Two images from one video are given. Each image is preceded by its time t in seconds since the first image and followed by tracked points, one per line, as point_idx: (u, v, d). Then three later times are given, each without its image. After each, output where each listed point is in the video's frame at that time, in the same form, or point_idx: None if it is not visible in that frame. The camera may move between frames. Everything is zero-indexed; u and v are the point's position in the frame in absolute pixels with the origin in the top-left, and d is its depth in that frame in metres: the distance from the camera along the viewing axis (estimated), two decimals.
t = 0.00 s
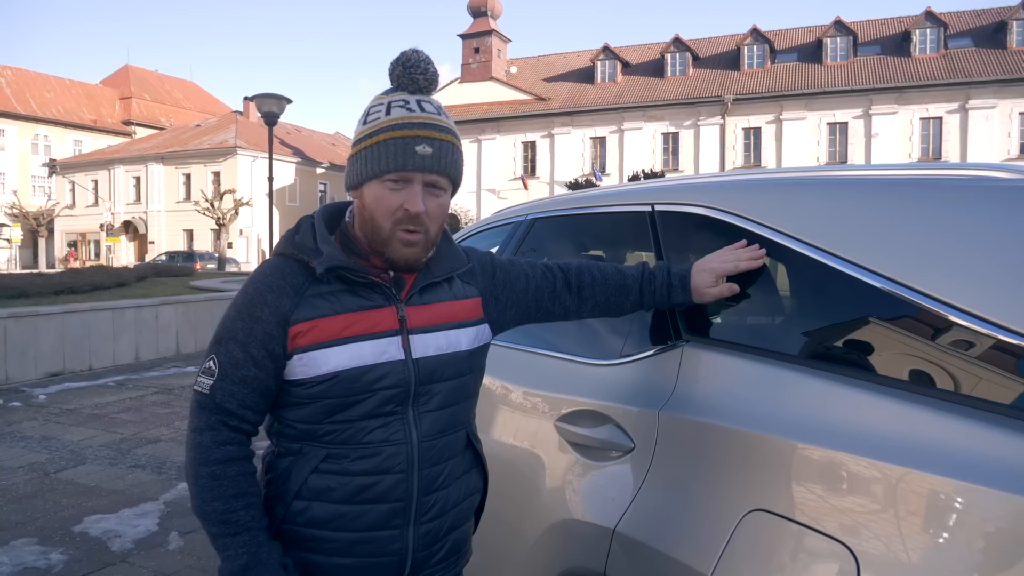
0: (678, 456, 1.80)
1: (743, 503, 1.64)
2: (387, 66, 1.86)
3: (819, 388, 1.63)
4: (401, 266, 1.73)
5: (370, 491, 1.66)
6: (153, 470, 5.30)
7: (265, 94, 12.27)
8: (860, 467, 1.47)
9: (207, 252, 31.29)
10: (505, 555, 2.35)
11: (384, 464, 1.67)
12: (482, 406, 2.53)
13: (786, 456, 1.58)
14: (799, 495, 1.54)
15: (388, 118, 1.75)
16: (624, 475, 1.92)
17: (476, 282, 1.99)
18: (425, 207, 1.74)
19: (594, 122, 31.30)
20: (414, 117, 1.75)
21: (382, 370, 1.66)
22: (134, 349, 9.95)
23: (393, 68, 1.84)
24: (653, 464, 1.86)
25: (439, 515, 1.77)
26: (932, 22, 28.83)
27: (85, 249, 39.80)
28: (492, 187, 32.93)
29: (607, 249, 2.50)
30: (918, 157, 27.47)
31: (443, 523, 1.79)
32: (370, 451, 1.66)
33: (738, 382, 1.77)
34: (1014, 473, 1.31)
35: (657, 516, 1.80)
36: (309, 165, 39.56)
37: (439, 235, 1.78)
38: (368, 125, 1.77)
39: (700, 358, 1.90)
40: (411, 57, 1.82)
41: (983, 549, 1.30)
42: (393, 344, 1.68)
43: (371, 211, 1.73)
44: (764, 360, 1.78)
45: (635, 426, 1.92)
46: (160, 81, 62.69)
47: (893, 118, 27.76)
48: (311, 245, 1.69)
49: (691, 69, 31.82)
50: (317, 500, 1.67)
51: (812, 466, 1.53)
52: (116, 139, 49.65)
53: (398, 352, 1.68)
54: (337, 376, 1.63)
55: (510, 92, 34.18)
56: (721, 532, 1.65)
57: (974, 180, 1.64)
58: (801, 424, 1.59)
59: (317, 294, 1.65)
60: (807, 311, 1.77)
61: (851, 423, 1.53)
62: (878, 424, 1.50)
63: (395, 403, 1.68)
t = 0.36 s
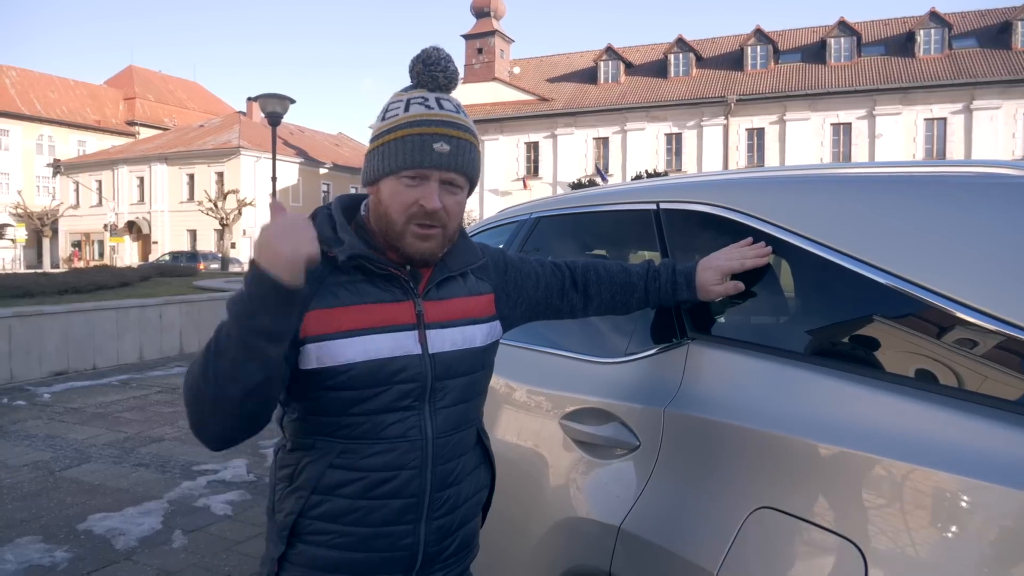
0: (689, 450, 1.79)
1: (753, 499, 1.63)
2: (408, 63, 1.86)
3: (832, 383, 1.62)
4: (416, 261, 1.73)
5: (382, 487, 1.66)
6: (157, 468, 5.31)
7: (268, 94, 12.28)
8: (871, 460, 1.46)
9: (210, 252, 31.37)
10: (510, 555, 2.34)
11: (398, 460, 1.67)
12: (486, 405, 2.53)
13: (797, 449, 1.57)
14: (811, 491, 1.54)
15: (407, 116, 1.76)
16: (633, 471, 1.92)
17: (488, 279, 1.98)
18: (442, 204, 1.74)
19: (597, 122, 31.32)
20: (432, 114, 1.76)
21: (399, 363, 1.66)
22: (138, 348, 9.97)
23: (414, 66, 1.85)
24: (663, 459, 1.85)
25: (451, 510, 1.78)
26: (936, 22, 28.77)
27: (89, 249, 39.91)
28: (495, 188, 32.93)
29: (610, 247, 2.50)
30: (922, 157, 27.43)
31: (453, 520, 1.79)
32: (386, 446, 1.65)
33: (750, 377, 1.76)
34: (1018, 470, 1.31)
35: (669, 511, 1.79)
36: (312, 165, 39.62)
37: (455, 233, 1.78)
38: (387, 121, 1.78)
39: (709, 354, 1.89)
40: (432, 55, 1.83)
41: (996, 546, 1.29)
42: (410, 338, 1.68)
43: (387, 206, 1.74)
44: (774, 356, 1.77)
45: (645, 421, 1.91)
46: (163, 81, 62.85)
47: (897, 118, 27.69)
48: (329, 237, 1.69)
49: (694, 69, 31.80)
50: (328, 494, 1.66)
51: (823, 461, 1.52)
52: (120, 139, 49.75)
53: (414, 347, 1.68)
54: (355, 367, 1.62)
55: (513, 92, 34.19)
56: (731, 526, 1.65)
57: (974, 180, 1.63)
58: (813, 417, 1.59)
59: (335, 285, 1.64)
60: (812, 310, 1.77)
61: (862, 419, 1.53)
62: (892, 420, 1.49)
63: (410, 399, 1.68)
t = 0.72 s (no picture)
0: (700, 448, 1.79)
1: (763, 495, 1.63)
2: (427, 62, 1.86)
3: (842, 381, 1.61)
4: (431, 259, 1.74)
5: (392, 484, 1.67)
6: (163, 466, 5.33)
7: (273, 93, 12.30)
8: (881, 456, 1.46)
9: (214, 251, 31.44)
10: (516, 554, 2.35)
11: (409, 458, 1.67)
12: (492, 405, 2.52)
13: (807, 447, 1.57)
14: (818, 486, 1.54)
15: (424, 114, 1.76)
16: (641, 469, 1.92)
17: (499, 278, 1.98)
18: (458, 203, 1.75)
19: (601, 122, 31.31)
20: (450, 114, 1.76)
21: (414, 363, 1.67)
22: (143, 346, 10.00)
23: (433, 64, 1.85)
24: (672, 457, 1.85)
25: (459, 508, 1.78)
26: (942, 21, 28.69)
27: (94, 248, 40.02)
28: (499, 187, 32.92)
29: (614, 246, 2.50)
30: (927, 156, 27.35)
31: (462, 517, 1.79)
32: (396, 443, 1.66)
33: (759, 377, 1.75)
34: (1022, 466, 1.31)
35: (678, 509, 1.79)
36: (316, 164, 39.67)
37: (470, 232, 1.79)
38: (405, 118, 1.78)
39: (716, 352, 1.89)
40: (452, 55, 1.82)
41: (1004, 540, 1.29)
42: (425, 338, 1.69)
43: (403, 205, 1.74)
44: (783, 354, 1.77)
45: (654, 418, 1.91)
46: (168, 81, 63.01)
47: (902, 118, 27.63)
48: (346, 236, 1.69)
49: (698, 69, 31.77)
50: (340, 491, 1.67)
51: (839, 463, 1.51)
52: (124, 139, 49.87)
53: (429, 346, 1.69)
54: (371, 367, 1.63)
55: (517, 92, 34.17)
56: (739, 522, 1.65)
57: (975, 177, 1.64)
58: (823, 416, 1.59)
59: (352, 285, 1.65)
60: (817, 307, 1.77)
61: (874, 416, 1.52)
62: (899, 417, 1.49)
63: (423, 397, 1.68)
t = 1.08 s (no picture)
0: (704, 443, 1.80)
1: (769, 492, 1.64)
2: (427, 59, 1.88)
3: (847, 378, 1.62)
4: (431, 254, 1.74)
5: (398, 480, 1.68)
6: (170, 465, 5.35)
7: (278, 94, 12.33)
8: (885, 451, 1.47)
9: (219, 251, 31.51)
10: (525, 553, 2.36)
11: (412, 454, 1.68)
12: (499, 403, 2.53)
13: (811, 444, 1.58)
14: (821, 481, 1.55)
15: (420, 110, 1.77)
16: (645, 465, 1.93)
17: (504, 275, 1.99)
18: (455, 198, 1.75)
19: (605, 121, 31.29)
20: (446, 108, 1.77)
21: (413, 360, 1.68)
22: (150, 346, 10.03)
23: (431, 61, 1.87)
24: (677, 452, 1.86)
25: (465, 505, 1.78)
26: (946, 20, 28.62)
27: (99, 248, 40.12)
28: (503, 187, 32.90)
29: (619, 245, 2.51)
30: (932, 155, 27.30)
31: (469, 513, 1.80)
32: (400, 441, 1.67)
33: (761, 374, 1.77)
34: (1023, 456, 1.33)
35: (682, 506, 1.80)
36: (321, 164, 39.72)
37: (469, 226, 1.79)
38: (402, 115, 1.80)
39: (722, 350, 1.90)
40: (448, 51, 1.84)
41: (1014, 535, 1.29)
42: (423, 334, 1.70)
43: (401, 200, 1.75)
44: (790, 351, 1.77)
45: (658, 414, 1.93)
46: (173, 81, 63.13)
47: (906, 117, 27.57)
48: (343, 237, 1.71)
49: (702, 68, 31.72)
50: (349, 485, 1.68)
51: (841, 459, 1.53)
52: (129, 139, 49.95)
53: (428, 342, 1.70)
54: (369, 364, 1.64)
55: (521, 91, 34.21)
56: (746, 519, 1.66)
57: (981, 175, 1.64)
58: (824, 413, 1.60)
59: (350, 283, 1.67)
60: (823, 305, 1.78)
61: (877, 414, 1.53)
62: (904, 413, 1.50)
63: (426, 393, 1.70)
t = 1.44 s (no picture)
0: (714, 436, 1.80)
1: (778, 487, 1.64)
2: (444, 61, 1.88)
3: (858, 375, 1.61)
4: (445, 258, 1.75)
5: (406, 478, 1.68)
6: (175, 463, 5.37)
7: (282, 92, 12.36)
8: (893, 446, 1.47)
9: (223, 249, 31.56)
10: (529, 550, 2.37)
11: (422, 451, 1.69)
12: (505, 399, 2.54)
13: (819, 439, 1.58)
14: (830, 476, 1.55)
15: (438, 115, 1.77)
16: (654, 460, 1.93)
17: (514, 275, 1.99)
18: (469, 203, 1.76)
19: (608, 120, 31.26)
20: (464, 115, 1.77)
21: (430, 359, 1.68)
22: (154, 344, 10.05)
23: (450, 63, 1.86)
24: (687, 446, 1.86)
25: (471, 502, 1.80)
26: (951, 18, 28.52)
27: (104, 247, 40.20)
28: (506, 186, 32.87)
29: (625, 243, 2.50)
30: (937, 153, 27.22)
31: (475, 510, 1.81)
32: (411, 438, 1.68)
33: (772, 369, 1.76)
34: None
35: (691, 499, 1.80)
36: (324, 162, 39.76)
37: (482, 231, 1.80)
38: (419, 119, 1.79)
39: (730, 347, 1.90)
40: (468, 55, 1.83)
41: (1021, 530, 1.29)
42: (440, 335, 1.71)
43: (417, 203, 1.75)
44: (798, 348, 1.77)
45: (665, 412, 1.93)
46: (177, 81, 63.28)
47: (911, 115, 27.46)
48: (364, 232, 1.70)
49: (706, 66, 31.68)
50: (358, 482, 1.68)
51: (851, 451, 1.53)
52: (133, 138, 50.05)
53: (443, 342, 1.71)
54: (389, 360, 1.64)
55: (524, 90, 34.24)
56: (754, 513, 1.66)
57: (985, 172, 1.64)
58: (834, 408, 1.60)
59: (367, 282, 1.66)
60: (828, 304, 1.78)
61: (887, 409, 1.53)
62: (914, 411, 1.49)
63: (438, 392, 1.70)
